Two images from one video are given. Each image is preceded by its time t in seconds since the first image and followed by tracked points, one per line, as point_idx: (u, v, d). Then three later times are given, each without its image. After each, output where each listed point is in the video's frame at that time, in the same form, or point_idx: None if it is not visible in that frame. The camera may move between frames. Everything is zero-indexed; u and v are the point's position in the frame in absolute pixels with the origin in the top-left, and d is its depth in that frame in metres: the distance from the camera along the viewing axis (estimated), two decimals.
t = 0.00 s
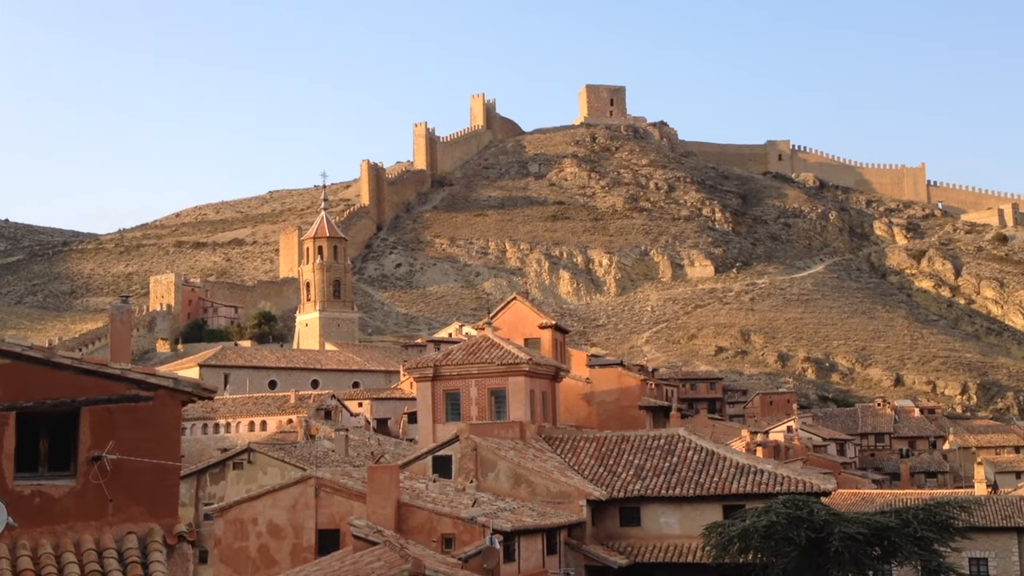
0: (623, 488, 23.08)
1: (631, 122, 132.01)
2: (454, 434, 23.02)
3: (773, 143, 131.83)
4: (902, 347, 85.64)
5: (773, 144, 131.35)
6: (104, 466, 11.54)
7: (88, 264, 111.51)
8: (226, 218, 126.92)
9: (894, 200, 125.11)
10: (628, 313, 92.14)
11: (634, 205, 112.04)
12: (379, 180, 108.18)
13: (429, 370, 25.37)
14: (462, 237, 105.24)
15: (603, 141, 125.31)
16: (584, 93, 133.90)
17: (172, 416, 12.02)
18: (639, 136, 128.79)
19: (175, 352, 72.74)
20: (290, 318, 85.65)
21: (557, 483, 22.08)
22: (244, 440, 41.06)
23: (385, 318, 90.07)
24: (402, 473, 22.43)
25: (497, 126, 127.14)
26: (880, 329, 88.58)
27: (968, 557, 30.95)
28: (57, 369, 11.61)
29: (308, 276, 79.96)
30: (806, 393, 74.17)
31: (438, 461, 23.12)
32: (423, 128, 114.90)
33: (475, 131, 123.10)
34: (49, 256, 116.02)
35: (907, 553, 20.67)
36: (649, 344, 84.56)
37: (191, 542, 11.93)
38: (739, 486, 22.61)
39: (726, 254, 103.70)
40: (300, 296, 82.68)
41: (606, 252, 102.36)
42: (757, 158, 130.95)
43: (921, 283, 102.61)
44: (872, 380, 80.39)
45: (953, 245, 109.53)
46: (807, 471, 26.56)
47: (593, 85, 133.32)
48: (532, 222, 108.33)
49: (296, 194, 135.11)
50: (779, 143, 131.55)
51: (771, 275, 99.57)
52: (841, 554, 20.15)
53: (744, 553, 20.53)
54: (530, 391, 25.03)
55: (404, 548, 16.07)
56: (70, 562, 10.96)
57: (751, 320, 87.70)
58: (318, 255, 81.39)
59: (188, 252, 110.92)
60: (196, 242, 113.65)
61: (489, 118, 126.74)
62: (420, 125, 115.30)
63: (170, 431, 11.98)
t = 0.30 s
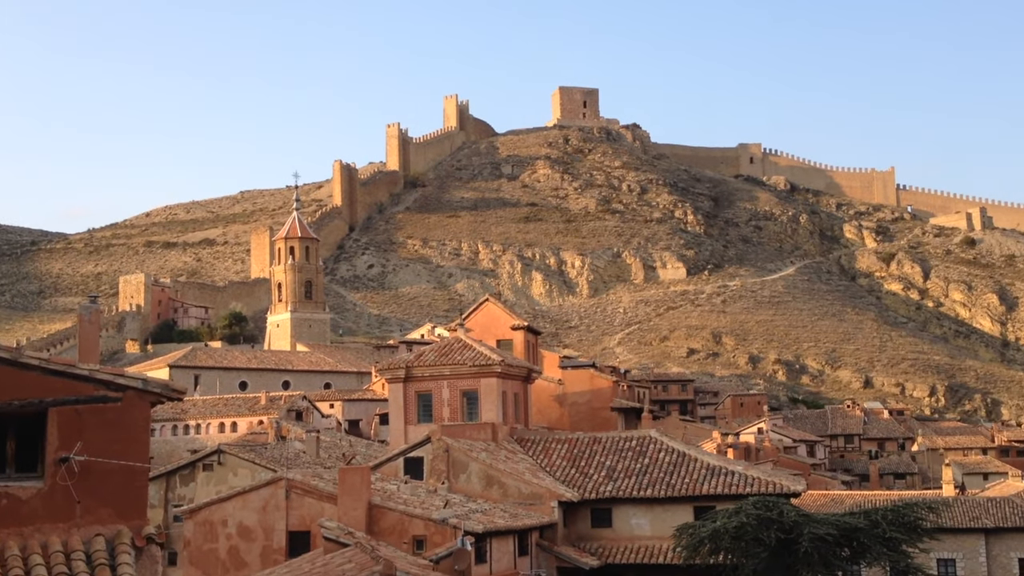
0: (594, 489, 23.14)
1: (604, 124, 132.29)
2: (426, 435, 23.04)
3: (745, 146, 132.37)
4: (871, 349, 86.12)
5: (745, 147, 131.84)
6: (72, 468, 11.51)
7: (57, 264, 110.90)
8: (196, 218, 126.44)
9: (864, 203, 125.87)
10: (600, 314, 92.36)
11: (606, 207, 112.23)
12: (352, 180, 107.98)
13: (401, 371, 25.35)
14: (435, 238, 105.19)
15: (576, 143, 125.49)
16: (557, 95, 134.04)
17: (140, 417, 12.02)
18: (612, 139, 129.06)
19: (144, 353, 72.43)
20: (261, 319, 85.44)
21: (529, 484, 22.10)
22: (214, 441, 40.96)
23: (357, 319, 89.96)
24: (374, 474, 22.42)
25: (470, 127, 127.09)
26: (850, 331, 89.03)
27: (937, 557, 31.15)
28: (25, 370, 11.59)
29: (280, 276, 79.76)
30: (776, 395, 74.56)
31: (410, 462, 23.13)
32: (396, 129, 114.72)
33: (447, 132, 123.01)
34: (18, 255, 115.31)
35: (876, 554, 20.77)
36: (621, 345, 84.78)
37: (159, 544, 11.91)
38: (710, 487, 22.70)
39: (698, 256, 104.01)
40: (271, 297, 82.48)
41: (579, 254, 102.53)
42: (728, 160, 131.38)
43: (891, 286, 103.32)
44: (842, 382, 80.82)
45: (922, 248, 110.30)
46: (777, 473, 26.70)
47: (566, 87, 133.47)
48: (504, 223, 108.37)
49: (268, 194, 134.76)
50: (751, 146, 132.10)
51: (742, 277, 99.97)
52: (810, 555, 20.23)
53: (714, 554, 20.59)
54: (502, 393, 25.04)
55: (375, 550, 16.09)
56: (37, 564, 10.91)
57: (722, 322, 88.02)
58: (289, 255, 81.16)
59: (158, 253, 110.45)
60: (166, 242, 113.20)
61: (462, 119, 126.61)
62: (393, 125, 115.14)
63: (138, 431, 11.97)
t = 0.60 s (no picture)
0: (571, 489, 23.15)
1: (581, 124, 132.44)
2: (403, 435, 23.03)
3: (721, 147, 132.70)
4: (846, 350, 86.43)
5: (721, 148, 132.19)
6: (45, 469, 11.47)
7: (30, 263, 110.27)
8: (171, 217, 126.00)
9: (839, 205, 126.44)
10: (577, 314, 92.49)
11: (583, 208, 112.29)
12: (328, 180, 107.74)
13: (378, 371, 25.33)
14: (411, 238, 105.07)
15: (553, 143, 125.61)
16: (534, 95, 134.07)
17: (114, 418, 12.01)
18: (589, 139, 129.20)
19: (118, 353, 72.11)
20: (236, 319, 85.18)
21: (505, 485, 22.09)
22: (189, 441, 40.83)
23: (333, 318, 89.82)
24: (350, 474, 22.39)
25: (447, 127, 126.96)
26: (825, 332, 89.33)
27: (909, 556, 31.29)
28: None
29: (255, 276, 79.50)
30: (752, 395, 74.83)
31: (386, 463, 23.11)
32: (372, 128, 114.47)
33: (425, 131, 122.86)
34: None
35: (850, 553, 20.85)
36: (597, 345, 84.90)
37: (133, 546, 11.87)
38: (686, 487, 22.74)
39: (675, 256, 104.19)
40: (247, 296, 82.27)
41: (556, 254, 102.62)
42: (705, 161, 131.68)
43: (865, 287, 103.85)
44: (817, 383, 81.08)
45: (896, 249, 110.87)
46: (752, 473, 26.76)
47: (543, 88, 133.51)
48: (481, 223, 108.38)
49: (244, 193, 134.36)
50: (727, 147, 132.46)
51: (718, 278, 100.20)
52: (785, 555, 20.33)
53: (689, 553, 20.60)
54: (478, 392, 25.03)
55: (351, 550, 16.08)
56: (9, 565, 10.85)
57: (699, 322, 88.23)
58: (265, 255, 80.93)
59: (133, 252, 110.03)
60: (141, 241, 112.71)
61: (439, 119, 126.45)
62: (370, 124, 114.91)
63: (111, 432, 11.96)
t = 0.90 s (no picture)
0: (551, 486, 23.17)
1: (561, 122, 132.55)
2: (382, 433, 23.00)
3: (701, 145, 133.01)
4: (824, 347, 86.69)
5: (700, 146, 132.50)
6: (21, 467, 11.41)
7: (7, 261, 109.70)
8: (150, 214, 125.54)
9: (818, 203, 126.91)
10: (557, 312, 92.57)
11: (563, 205, 112.38)
12: (308, 177, 107.53)
13: (357, 369, 25.30)
14: (392, 235, 104.92)
15: (534, 141, 125.66)
16: (514, 92, 134.09)
17: (91, 417, 12.02)
18: (570, 137, 129.32)
19: (96, 351, 71.80)
20: (215, 316, 84.93)
21: (485, 482, 22.08)
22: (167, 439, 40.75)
23: (313, 316, 89.66)
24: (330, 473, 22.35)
25: (427, 124, 126.81)
26: (804, 330, 89.59)
27: (887, 553, 31.33)
28: None
29: (234, 273, 79.25)
30: (731, 392, 75.04)
31: (365, 461, 23.09)
32: (352, 125, 114.22)
33: (405, 129, 122.75)
34: None
35: (828, 550, 20.87)
36: (578, 343, 84.98)
37: (109, 545, 11.82)
38: (665, 484, 22.77)
39: (655, 254, 104.31)
40: (226, 293, 82.07)
41: (536, 252, 102.70)
42: (685, 160, 131.92)
43: (843, 284, 104.21)
44: (795, 380, 81.28)
45: (874, 248, 111.36)
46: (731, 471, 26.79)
47: (524, 85, 133.48)
48: (462, 221, 108.33)
49: (223, 190, 133.99)
50: (707, 145, 132.80)
51: (698, 276, 100.39)
52: (763, 551, 20.38)
53: (669, 551, 20.62)
54: (459, 390, 25.00)
55: (331, 548, 16.07)
56: None
57: (679, 320, 88.45)
58: (244, 252, 80.72)
59: (111, 248, 109.61)
60: (119, 238, 112.29)
61: (419, 117, 126.30)
62: (350, 122, 114.68)
63: (89, 430, 11.95)
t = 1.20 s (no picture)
0: (532, 483, 23.14)
1: (543, 119, 132.60)
2: (363, 430, 22.97)
3: (682, 143, 133.23)
4: (804, 344, 86.92)
5: (682, 144, 132.75)
6: None
7: None
8: (128, 209, 125.10)
9: (798, 201, 127.33)
10: (538, 309, 92.63)
11: (545, 202, 112.42)
12: (289, 173, 107.28)
13: (338, 365, 25.25)
14: (373, 232, 104.82)
15: (515, 138, 125.65)
16: (496, 89, 134.05)
17: (68, 414, 11.97)
18: (551, 134, 129.38)
19: (74, 347, 71.56)
20: (195, 313, 84.70)
21: (465, 479, 22.05)
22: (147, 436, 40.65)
23: (293, 313, 89.51)
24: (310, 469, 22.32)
25: (408, 121, 126.67)
26: (784, 327, 89.83)
27: (866, 548, 31.52)
28: None
29: (214, 269, 79.03)
30: (711, 389, 75.25)
31: (346, 458, 23.06)
32: (332, 121, 113.97)
33: (386, 125, 122.60)
34: None
35: (807, 546, 20.92)
36: (559, 340, 85.05)
37: (87, 542, 11.77)
38: (645, 481, 22.76)
39: (636, 251, 104.43)
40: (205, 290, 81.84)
41: (517, 249, 102.76)
42: (666, 157, 132.06)
43: (823, 282, 104.50)
44: (775, 377, 81.51)
45: (854, 246, 111.73)
46: (711, 467, 26.84)
47: (505, 82, 133.37)
48: (443, 217, 108.27)
49: (203, 186, 133.65)
50: (688, 143, 133.07)
51: (679, 273, 100.60)
52: (743, 547, 20.41)
53: (649, 547, 20.49)
54: (439, 387, 24.98)
55: (311, 545, 16.03)
56: None
57: (660, 317, 88.63)
58: (224, 248, 80.50)
59: (89, 244, 109.20)
60: (98, 234, 111.87)
61: (400, 113, 126.15)
62: (331, 117, 114.42)
63: (66, 426, 11.91)
